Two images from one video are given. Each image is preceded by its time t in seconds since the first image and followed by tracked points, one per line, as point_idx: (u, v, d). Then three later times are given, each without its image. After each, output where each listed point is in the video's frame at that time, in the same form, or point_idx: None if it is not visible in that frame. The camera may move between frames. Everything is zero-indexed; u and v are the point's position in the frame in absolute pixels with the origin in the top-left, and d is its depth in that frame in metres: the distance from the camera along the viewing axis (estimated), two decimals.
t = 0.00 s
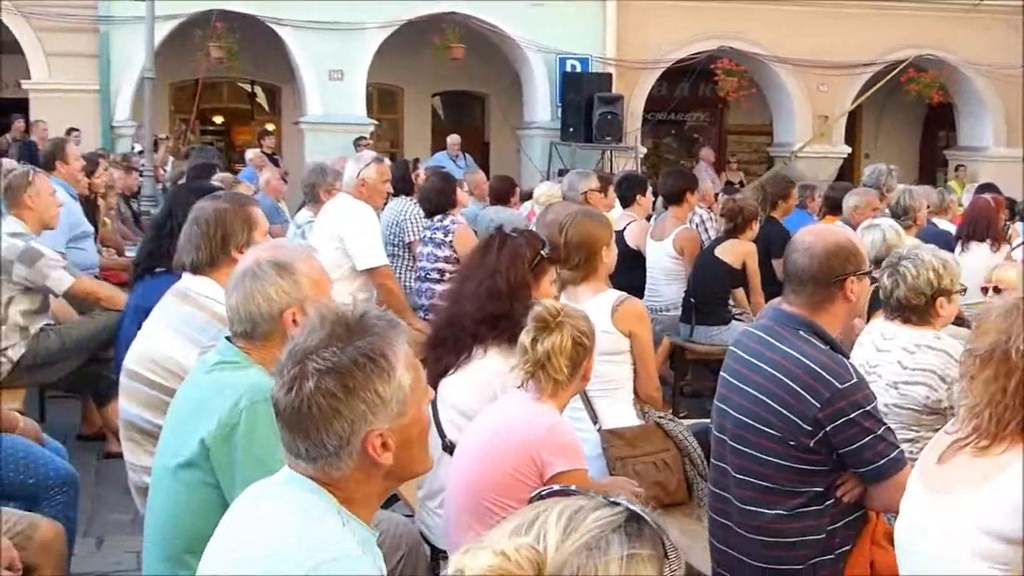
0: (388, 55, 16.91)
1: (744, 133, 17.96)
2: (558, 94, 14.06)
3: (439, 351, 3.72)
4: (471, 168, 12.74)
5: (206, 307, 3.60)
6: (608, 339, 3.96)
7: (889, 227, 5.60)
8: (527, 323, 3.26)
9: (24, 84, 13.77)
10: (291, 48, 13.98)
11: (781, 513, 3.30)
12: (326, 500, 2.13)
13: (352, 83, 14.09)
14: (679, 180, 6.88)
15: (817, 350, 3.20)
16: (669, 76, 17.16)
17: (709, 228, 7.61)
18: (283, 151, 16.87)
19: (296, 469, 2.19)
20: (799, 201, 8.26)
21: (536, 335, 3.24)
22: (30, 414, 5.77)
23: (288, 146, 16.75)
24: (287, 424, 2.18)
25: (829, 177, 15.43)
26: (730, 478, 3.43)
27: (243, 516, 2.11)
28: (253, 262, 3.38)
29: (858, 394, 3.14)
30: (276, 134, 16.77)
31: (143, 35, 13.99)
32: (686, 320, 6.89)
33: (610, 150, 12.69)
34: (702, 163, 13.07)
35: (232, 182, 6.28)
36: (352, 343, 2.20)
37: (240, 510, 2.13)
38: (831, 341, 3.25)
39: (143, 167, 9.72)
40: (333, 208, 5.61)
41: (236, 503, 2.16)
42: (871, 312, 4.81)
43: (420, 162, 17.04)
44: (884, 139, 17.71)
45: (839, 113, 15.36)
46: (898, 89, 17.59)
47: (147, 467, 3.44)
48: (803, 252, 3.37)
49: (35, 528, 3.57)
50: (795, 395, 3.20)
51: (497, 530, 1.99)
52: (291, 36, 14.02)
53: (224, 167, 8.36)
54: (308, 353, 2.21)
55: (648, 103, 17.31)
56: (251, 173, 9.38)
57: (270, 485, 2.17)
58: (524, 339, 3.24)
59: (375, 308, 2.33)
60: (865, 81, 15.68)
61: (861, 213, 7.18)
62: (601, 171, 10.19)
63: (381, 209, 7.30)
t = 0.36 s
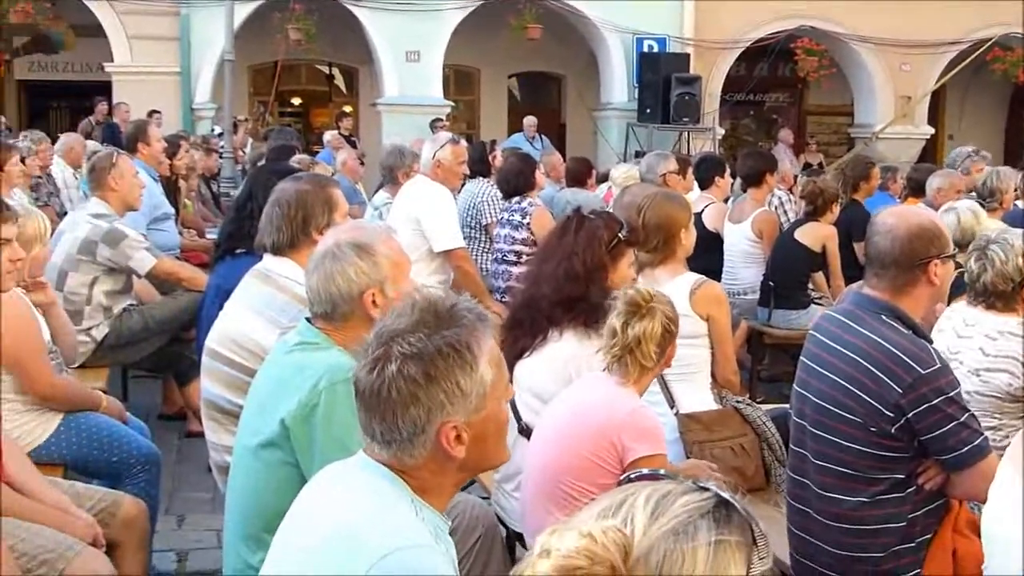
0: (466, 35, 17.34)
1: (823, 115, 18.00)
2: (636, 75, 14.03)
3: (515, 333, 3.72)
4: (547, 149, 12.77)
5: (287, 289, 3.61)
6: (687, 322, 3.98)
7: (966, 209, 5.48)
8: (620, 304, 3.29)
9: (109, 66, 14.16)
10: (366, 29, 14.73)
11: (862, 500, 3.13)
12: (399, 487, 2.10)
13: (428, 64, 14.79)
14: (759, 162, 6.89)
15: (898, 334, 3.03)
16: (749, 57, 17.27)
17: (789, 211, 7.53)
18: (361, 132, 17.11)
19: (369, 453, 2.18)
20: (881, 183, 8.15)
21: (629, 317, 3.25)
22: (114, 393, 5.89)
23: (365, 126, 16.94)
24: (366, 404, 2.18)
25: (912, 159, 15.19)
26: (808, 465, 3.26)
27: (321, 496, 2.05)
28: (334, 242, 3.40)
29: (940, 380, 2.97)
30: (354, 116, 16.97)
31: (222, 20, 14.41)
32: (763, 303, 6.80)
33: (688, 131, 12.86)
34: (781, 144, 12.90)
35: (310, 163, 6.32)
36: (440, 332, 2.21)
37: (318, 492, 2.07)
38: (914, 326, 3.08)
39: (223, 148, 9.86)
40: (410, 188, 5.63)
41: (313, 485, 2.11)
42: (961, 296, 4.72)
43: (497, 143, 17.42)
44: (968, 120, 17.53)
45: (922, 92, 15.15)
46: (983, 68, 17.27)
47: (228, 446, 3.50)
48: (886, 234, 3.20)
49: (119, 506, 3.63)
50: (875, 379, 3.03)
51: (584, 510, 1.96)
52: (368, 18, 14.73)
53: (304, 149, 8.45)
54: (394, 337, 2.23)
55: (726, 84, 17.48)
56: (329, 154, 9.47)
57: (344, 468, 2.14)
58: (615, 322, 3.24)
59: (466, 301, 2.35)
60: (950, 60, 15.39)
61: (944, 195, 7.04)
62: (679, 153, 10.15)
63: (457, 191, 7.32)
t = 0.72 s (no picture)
0: (522, 27, 17.41)
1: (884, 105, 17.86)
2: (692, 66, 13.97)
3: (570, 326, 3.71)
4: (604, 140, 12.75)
5: (344, 281, 3.62)
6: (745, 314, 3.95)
7: None
8: (728, 296, 3.19)
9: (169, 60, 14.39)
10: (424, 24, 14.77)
11: (923, 495, 3.07)
12: (449, 484, 2.10)
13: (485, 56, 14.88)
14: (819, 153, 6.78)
15: (960, 327, 2.97)
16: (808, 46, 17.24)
17: (848, 202, 7.44)
18: (418, 124, 17.25)
19: (419, 450, 2.19)
20: (944, 173, 8.03)
21: (736, 312, 3.17)
22: (174, 383, 5.96)
23: (422, 118, 17.12)
24: (416, 401, 2.18)
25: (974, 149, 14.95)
26: (869, 459, 3.19)
27: (373, 492, 2.04)
28: (391, 234, 3.41)
29: (1005, 373, 2.91)
30: (411, 108, 17.16)
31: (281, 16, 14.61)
32: (823, 295, 6.74)
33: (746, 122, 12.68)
34: (840, 135, 12.76)
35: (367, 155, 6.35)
36: (489, 329, 2.20)
37: (371, 491, 2.05)
38: (977, 319, 3.01)
39: (281, 141, 9.94)
40: (467, 180, 5.63)
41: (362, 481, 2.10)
42: None
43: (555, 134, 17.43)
44: None
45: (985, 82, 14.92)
46: None
47: (287, 437, 3.50)
48: (949, 226, 3.11)
49: (179, 495, 3.66)
50: (942, 374, 2.97)
51: (633, 504, 1.94)
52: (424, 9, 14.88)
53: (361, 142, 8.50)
54: (443, 333, 2.22)
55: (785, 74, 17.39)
56: (387, 146, 9.53)
57: (395, 462, 2.14)
58: (724, 315, 3.15)
59: (516, 295, 2.33)
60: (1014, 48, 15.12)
61: (1008, 185, 6.92)
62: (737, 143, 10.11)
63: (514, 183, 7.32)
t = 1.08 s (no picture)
0: (562, 24, 17.39)
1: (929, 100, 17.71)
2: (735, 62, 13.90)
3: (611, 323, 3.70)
4: (645, 136, 12.69)
5: (384, 276, 3.63)
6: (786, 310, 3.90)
7: None
8: (793, 299, 3.19)
9: (211, 57, 14.50)
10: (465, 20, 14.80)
11: (968, 495, 3.02)
12: (492, 481, 2.10)
13: (524, 54, 14.87)
14: (862, 148, 6.79)
15: (1010, 326, 2.91)
16: (851, 41, 17.16)
17: (891, 198, 7.35)
18: (458, 120, 17.31)
19: (463, 446, 2.19)
20: (989, 169, 7.94)
21: (799, 316, 3.17)
22: (216, 377, 6.01)
23: (462, 114, 17.21)
24: (458, 398, 2.18)
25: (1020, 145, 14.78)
26: (914, 457, 3.14)
27: (417, 491, 2.05)
28: (431, 231, 3.41)
29: None
30: (451, 104, 17.26)
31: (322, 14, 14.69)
32: (866, 292, 6.65)
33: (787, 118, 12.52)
34: (883, 131, 12.66)
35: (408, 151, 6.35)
36: (527, 324, 2.19)
37: (416, 489, 2.06)
38: None
39: (322, 137, 9.98)
40: (508, 176, 5.62)
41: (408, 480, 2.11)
42: None
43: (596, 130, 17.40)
44: None
45: None
46: None
47: (326, 433, 3.52)
48: (997, 221, 2.97)
49: (222, 489, 3.68)
50: (987, 373, 2.93)
51: (664, 502, 1.92)
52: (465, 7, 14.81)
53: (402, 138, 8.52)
54: (481, 330, 2.22)
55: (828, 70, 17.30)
56: (427, 142, 9.54)
57: (439, 461, 2.14)
58: (787, 317, 3.15)
59: (555, 289, 2.31)
60: None
61: None
62: (779, 139, 10.05)
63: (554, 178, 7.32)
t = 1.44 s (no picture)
0: (582, 23, 17.44)
1: (950, 99, 17.69)
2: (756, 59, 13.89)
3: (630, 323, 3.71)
4: (664, 135, 12.70)
5: (403, 275, 3.64)
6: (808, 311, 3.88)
7: None
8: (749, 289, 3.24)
9: (232, 55, 14.56)
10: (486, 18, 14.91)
11: (990, 496, 3.00)
12: (522, 481, 2.11)
13: (545, 52, 14.98)
14: (883, 147, 6.74)
15: None
16: (872, 38, 17.18)
17: (913, 197, 7.31)
18: (477, 118, 17.36)
19: (496, 445, 2.20)
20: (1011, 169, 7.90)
21: (755, 302, 3.20)
22: (235, 375, 6.02)
23: (481, 113, 17.27)
24: (491, 397, 2.19)
25: None
26: (935, 458, 3.13)
27: (443, 489, 2.05)
28: (453, 229, 3.42)
29: None
30: (470, 102, 17.30)
31: (342, 12, 14.74)
32: (887, 292, 6.64)
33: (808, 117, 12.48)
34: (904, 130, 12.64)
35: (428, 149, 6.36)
36: (561, 322, 2.20)
37: (442, 489, 2.07)
38: None
39: (340, 135, 10.01)
40: (528, 175, 5.62)
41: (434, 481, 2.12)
42: None
43: (615, 128, 17.41)
44: None
45: None
46: None
47: (347, 431, 3.53)
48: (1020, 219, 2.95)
49: (242, 486, 3.69)
50: (1011, 374, 2.91)
51: (688, 503, 1.92)
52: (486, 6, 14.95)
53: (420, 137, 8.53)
54: (515, 329, 2.22)
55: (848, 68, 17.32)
56: (446, 140, 9.56)
57: (470, 460, 2.15)
58: (740, 308, 3.21)
59: (588, 288, 2.32)
60: None
61: None
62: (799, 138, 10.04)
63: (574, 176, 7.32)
